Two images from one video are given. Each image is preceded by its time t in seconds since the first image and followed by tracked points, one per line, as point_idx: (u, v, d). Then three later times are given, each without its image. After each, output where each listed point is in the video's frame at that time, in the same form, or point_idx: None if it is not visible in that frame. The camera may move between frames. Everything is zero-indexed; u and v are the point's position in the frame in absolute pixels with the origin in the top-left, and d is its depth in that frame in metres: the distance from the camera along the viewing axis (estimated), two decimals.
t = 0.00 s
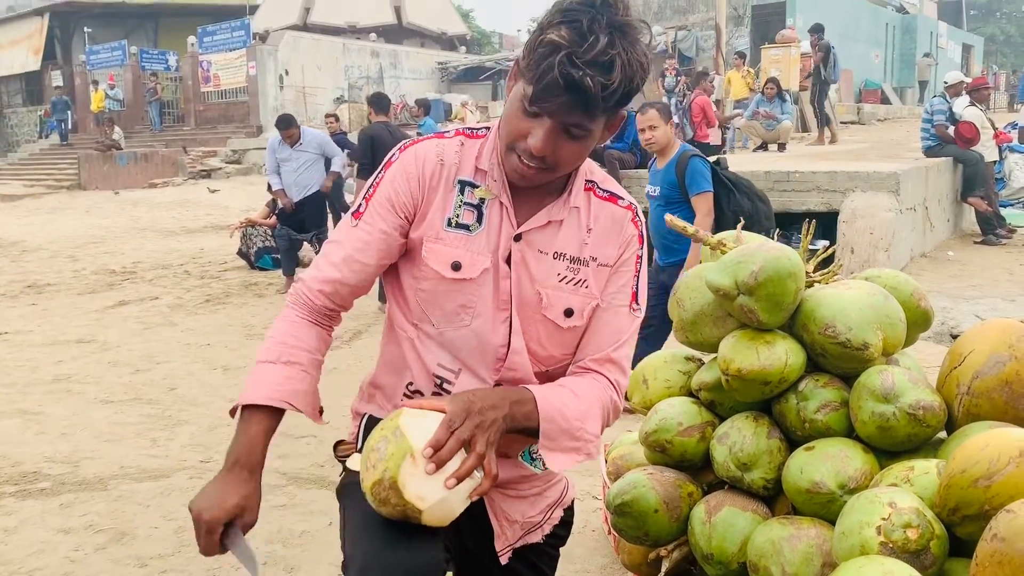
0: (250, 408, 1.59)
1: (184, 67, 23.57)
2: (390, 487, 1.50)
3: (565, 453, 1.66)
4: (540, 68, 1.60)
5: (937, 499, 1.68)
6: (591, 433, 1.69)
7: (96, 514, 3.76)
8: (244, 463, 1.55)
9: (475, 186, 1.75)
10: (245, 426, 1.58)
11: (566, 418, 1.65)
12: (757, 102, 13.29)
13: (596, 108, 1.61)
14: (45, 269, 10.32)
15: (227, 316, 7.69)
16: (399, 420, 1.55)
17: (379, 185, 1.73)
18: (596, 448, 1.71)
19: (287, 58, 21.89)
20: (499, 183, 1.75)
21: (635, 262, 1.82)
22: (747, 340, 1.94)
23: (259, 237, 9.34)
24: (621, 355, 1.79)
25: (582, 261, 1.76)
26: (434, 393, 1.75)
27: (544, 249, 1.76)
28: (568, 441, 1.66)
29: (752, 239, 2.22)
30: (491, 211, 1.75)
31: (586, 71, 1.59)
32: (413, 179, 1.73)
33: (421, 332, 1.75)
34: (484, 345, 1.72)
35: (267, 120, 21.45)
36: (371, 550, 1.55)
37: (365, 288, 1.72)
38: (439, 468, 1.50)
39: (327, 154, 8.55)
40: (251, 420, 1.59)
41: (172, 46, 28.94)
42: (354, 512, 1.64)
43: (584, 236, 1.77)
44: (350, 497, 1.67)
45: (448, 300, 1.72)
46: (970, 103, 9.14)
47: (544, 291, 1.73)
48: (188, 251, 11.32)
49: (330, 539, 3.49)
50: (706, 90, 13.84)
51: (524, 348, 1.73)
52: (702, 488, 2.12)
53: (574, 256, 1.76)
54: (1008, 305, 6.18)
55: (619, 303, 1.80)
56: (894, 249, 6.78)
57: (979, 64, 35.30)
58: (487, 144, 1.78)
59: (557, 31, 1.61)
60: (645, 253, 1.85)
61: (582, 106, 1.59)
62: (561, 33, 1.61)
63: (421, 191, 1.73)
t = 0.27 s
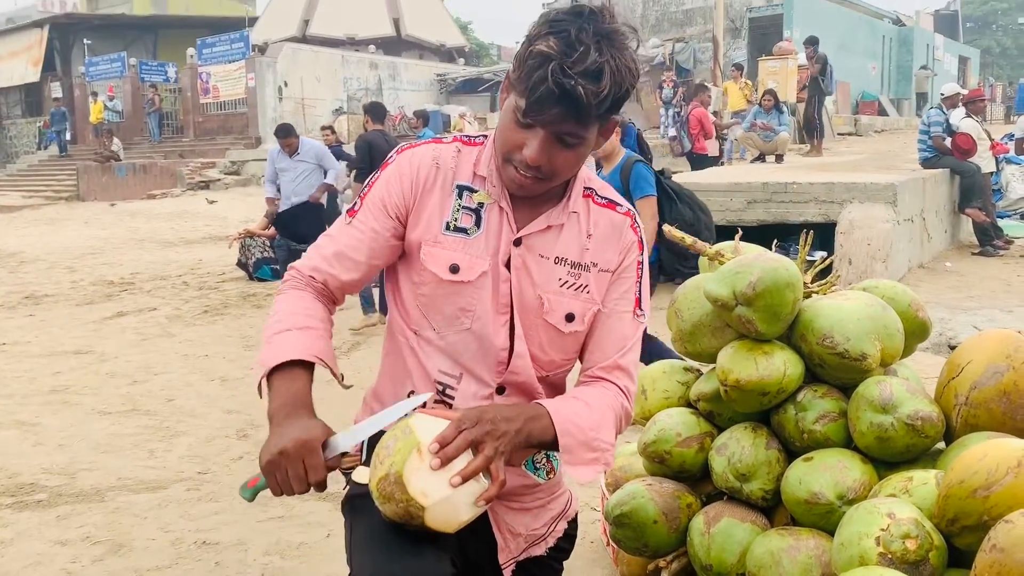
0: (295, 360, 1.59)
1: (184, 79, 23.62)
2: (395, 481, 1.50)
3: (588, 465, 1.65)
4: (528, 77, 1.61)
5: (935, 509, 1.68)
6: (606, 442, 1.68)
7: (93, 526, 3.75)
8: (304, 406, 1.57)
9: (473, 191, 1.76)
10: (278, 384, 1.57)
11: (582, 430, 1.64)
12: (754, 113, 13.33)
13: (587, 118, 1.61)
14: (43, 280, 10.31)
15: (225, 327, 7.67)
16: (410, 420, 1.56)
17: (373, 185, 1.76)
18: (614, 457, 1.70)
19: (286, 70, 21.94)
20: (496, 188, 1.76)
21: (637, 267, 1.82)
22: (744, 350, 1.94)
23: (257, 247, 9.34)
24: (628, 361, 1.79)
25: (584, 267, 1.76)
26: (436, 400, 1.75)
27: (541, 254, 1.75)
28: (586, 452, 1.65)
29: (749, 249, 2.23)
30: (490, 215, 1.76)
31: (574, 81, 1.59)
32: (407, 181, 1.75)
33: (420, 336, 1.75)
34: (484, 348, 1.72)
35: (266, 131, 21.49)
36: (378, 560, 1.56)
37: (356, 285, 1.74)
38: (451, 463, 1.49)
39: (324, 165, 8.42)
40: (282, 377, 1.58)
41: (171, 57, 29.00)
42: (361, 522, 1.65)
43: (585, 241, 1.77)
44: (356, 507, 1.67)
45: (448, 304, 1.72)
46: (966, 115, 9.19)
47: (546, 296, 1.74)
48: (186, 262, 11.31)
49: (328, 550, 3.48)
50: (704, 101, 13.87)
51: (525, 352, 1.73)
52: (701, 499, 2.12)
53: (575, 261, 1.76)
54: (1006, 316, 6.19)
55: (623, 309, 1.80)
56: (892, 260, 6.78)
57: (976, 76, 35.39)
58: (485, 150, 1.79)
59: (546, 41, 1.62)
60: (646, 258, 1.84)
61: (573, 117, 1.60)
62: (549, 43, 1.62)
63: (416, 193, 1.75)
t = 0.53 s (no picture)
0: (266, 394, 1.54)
1: (182, 90, 23.67)
2: (392, 496, 1.49)
3: (579, 485, 1.66)
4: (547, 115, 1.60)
5: (935, 519, 1.68)
6: (598, 463, 1.69)
7: (90, 538, 3.73)
8: (271, 446, 1.52)
9: (484, 208, 1.76)
10: (249, 418, 1.52)
11: (574, 448, 1.65)
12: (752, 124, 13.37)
13: (599, 163, 1.62)
14: (41, 292, 10.29)
15: (223, 338, 7.66)
16: (405, 435, 1.55)
17: (383, 196, 1.73)
18: (605, 478, 1.71)
19: (284, 81, 21.99)
20: (506, 206, 1.76)
21: (641, 291, 1.84)
22: (744, 360, 1.94)
23: (256, 258, 9.34)
24: (627, 385, 1.81)
25: (588, 289, 1.77)
26: (436, 413, 1.75)
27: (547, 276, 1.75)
28: (579, 472, 1.66)
29: (748, 259, 2.23)
30: (499, 233, 1.76)
31: (595, 124, 1.59)
32: (420, 194, 1.74)
33: (422, 351, 1.75)
34: (488, 365, 1.72)
35: (265, 142, 21.52)
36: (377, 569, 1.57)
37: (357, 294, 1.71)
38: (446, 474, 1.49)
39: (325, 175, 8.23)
40: (257, 409, 1.54)
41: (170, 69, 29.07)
42: (360, 533, 1.65)
43: (591, 262, 1.78)
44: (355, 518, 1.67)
45: (453, 321, 1.72)
46: (964, 125, 9.22)
47: (551, 317, 1.74)
48: (184, 273, 11.31)
49: (326, 562, 3.47)
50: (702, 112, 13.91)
51: (527, 372, 1.74)
52: (701, 510, 2.11)
53: (580, 283, 1.77)
54: (1005, 325, 6.19)
55: (624, 332, 1.82)
56: (891, 269, 6.79)
57: (973, 86, 35.52)
58: (496, 167, 1.78)
59: (564, 80, 1.61)
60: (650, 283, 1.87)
61: (586, 161, 1.60)
62: (567, 83, 1.61)
63: (426, 207, 1.74)
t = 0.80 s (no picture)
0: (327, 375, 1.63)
1: (182, 99, 23.71)
2: (411, 504, 1.50)
3: (589, 487, 1.65)
4: (541, 105, 1.61)
5: (936, 525, 1.68)
6: (608, 464, 1.69)
7: (90, 547, 3.73)
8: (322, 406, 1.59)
9: (476, 214, 1.77)
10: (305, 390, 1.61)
11: (588, 452, 1.65)
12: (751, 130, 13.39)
13: (598, 150, 1.63)
14: (41, 300, 10.30)
15: (223, 346, 7.67)
16: (422, 442, 1.56)
17: (379, 212, 1.76)
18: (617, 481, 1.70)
19: (284, 90, 22.03)
20: (499, 212, 1.76)
21: (641, 294, 1.83)
22: (744, 367, 1.95)
23: (256, 266, 9.35)
24: (631, 389, 1.79)
25: (586, 292, 1.77)
26: (438, 421, 1.75)
27: (546, 280, 1.76)
28: (591, 474, 1.66)
29: (748, 266, 2.23)
30: (492, 239, 1.76)
31: (590, 109, 1.60)
32: (411, 207, 1.75)
33: (422, 358, 1.75)
34: (485, 370, 1.72)
35: (264, 150, 21.55)
36: None
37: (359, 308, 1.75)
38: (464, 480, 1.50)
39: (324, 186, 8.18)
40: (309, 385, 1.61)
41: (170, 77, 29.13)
42: (370, 542, 1.66)
43: (586, 266, 1.78)
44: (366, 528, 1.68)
45: (451, 327, 1.72)
46: (962, 131, 9.23)
47: (548, 319, 1.74)
48: (184, 282, 11.31)
49: (327, 570, 3.46)
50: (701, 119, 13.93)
51: (527, 375, 1.74)
52: (702, 517, 2.11)
53: (577, 286, 1.77)
54: (1005, 331, 6.20)
55: (625, 334, 1.81)
56: (890, 275, 6.80)
57: (972, 92, 35.57)
58: (489, 176, 1.80)
59: (559, 68, 1.62)
60: (649, 285, 1.86)
61: (586, 149, 1.61)
62: (563, 70, 1.62)
63: (420, 217, 1.75)
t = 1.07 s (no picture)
0: (349, 370, 1.60)
1: (183, 103, 23.74)
2: (443, 515, 1.50)
3: (604, 484, 1.66)
4: (532, 102, 1.61)
5: (938, 529, 1.67)
6: (618, 460, 1.69)
7: (91, 552, 3.73)
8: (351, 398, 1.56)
9: (470, 218, 1.77)
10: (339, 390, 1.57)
11: (595, 448, 1.64)
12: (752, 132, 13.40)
13: (590, 139, 1.64)
14: (43, 305, 10.30)
15: (224, 350, 7.67)
16: (449, 449, 1.55)
17: (372, 221, 1.75)
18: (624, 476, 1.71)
19: (284, 93, 22.06)
20: (493, 214, 1.77)
21: (635, 289, 1.84)
22: (744, 371, 1.94)
23: (257, 270, 9.36)
24: (632, 382, 1.80)
25: (581, 289, 1.77)
26: (442, 428, 1.76)
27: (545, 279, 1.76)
28: (602, 471, 1.66)
29: (749, 270, 2.23)
30: (488, 241, 1.77)
31: (581, 102, 1.61)
32: (405, 213, 1.74)
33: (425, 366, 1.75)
34: (488, 372, 1.73)
35: (265, 154, 21.57)
36: None
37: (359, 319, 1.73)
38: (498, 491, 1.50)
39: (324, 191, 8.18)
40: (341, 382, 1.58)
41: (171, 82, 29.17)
42: (391, 549, 1.67)
43: (581, 263, 1.78)
44: (385, 536, 1.69)
45: (452, 330, 1.73)
46: (963, 132, 9.23)
47: (546, 318, 1.75)
48: (185, 286, 11.32)
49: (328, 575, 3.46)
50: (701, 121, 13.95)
51: (528, 375, 1.74)
52: (703, 521, 2.11)
53: (573, 283, 1.77)
54: (1006, 333, 6.20)
55: (622, 330, 1.82)
56: (892, 277, 6.79)
57: (972, 93, 35.57)
58: (480, 178, 1.79)
59: (546, 61, 1.62)
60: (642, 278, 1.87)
61: (580, 139, 1.61)
62: (549, 63, 1.62)
63: (414, 222, 1.75)
